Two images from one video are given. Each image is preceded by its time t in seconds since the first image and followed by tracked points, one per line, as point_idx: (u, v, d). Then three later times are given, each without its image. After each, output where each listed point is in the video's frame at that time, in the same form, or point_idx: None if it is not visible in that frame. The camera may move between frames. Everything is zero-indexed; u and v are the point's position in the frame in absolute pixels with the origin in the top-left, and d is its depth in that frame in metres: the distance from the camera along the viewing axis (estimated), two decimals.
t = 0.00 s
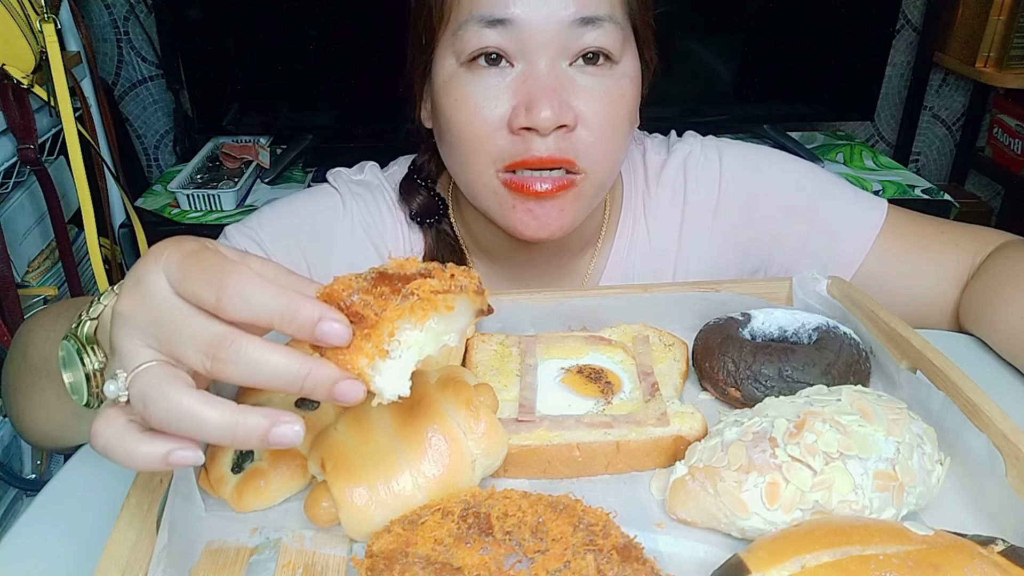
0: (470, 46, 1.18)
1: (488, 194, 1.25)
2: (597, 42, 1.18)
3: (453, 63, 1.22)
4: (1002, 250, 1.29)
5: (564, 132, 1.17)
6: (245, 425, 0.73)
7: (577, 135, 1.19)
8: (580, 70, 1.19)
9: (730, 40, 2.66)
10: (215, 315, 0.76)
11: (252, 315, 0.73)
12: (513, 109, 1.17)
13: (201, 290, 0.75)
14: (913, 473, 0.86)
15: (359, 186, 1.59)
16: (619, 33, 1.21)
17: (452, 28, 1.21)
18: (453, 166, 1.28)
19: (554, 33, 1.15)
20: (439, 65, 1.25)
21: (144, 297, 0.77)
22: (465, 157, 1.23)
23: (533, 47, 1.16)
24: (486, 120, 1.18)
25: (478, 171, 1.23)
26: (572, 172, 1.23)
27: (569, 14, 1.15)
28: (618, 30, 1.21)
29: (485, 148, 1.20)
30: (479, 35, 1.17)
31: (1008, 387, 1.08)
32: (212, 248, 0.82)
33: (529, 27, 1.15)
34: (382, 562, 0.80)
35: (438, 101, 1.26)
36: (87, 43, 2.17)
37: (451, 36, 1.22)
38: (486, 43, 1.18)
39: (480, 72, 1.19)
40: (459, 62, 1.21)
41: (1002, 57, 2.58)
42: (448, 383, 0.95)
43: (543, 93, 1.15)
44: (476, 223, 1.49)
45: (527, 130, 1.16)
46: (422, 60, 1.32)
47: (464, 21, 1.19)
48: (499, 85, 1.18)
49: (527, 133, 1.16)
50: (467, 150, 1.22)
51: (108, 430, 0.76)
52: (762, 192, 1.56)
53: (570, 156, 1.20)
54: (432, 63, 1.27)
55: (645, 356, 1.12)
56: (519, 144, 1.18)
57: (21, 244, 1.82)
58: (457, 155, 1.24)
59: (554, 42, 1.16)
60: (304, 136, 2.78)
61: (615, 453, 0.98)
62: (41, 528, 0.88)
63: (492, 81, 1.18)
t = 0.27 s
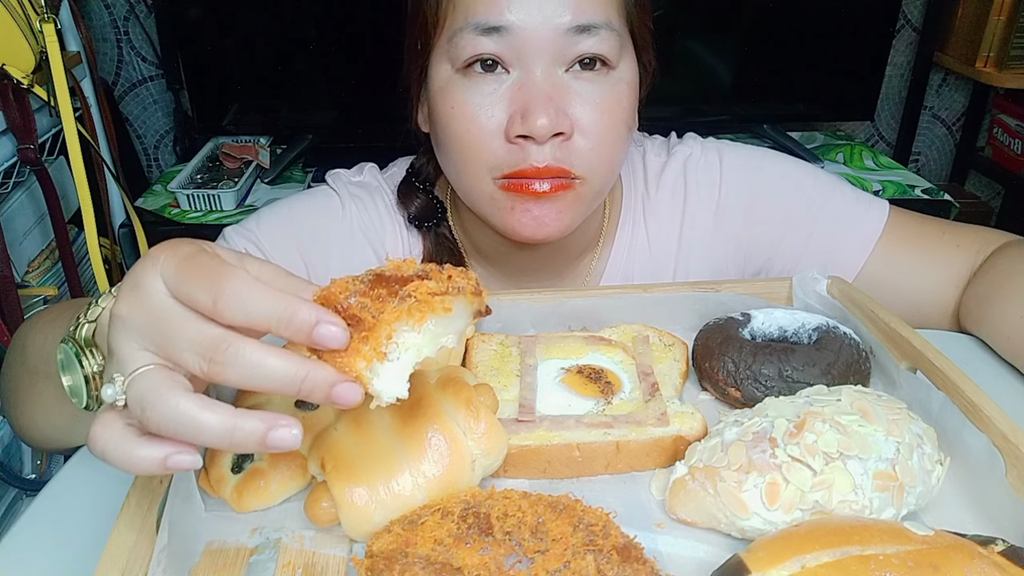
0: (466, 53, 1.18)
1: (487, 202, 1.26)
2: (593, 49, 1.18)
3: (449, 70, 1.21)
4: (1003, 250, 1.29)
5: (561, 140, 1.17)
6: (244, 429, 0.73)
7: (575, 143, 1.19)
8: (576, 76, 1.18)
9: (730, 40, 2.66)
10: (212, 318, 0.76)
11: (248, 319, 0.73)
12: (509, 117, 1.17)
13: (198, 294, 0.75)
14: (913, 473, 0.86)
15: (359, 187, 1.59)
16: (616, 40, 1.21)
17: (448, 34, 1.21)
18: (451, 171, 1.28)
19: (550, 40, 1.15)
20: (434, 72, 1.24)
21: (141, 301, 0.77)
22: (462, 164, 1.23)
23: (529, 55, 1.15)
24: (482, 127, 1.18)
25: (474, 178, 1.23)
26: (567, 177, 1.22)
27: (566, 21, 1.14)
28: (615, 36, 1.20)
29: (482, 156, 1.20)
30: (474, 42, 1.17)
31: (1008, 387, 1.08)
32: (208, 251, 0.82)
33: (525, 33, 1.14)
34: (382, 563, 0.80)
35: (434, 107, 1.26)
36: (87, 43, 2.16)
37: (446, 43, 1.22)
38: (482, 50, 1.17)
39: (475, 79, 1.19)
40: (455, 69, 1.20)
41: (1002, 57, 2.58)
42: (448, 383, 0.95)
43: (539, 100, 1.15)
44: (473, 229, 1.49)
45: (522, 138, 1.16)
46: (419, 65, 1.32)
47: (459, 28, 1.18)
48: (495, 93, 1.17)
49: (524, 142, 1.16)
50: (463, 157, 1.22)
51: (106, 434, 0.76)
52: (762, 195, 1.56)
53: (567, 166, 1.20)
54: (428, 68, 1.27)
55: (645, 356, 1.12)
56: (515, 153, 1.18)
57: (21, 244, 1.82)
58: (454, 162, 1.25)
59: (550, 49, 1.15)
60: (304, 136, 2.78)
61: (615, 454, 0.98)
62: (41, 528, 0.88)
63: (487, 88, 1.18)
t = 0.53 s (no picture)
0: (463, 53, 1.18)
1: (485, 202, 1.27)
2: (593, 51, 1.17)
3: (447, 69, 1.21)
4: (1003, 251, 1.30)
5: (558, 139, 1.18)
6: (244, 434, 0.73)
7: (570, 143, 1.19)
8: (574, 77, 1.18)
9: (730, 40, 2.66)
10: (211, 323, 0.75)
11: (248, 324, 0.73)
12: (507, 117, 1.17)
13: (198, 299, 0.75)
14: (913, 473, 0.86)
15: (359, 187, 1.59)
16: (615, 39, 1.20)
17: (446, 34, 1.21)
18: (449, 170, 1.28)
19: (547, 40, 1.14)
20: (433, 71, 1.24)
21: (141, 306, 0.77)
22: (460, 162, 1.24)
23: (527, 55, 1.15)
24: (480, 128, 1.18)
25: (473, 176, 1.24)
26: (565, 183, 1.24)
27: (564, 22, 1.14)
28: (612, 37, 1.20)
29: (479, 156, 1.21)
30: (472, 43, 1.16)
31: (1008, 387, 1.08)
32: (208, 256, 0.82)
33: (522, 34, 1.14)
34: (382, 562, 0.80)
35: (432, 106, 1.25)
36: (87, 43, 2.17)
37: (445, 42, 1.21)
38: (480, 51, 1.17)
39: (473, 79, 1.19)
40: (453, 69, 1.20)
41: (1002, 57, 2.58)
42: (449, 383, 0.95)
43: (537, 101, 1.15)
44: (472, 228, 1.49)
45: (520, 138, 1.17)
46: (419, 62, 1.32)
47: (458, 28, 1.18)
48: (492, 93, 1.17)
49: (521, 141, 1.17)
50: (461, 155, 1.23)
51: (106, 438, 0.76)
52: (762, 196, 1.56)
53: (564, 164, 1.21)
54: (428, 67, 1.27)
55: (645, 356, 1.12)
56: (513, 153, 1.19)
57: (21, 244, 1.82)
58: (452, 160, 1.25)
59: (548, 49, 1.15)
60: (304, 136, 2.78)
61: (615, 454, 0.98)
62: (41, 528, 0.88)
63: (485, 88, 1.18)
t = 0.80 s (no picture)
0: (457, 47, 1.18)
1: (484, 194, 1.26)
2: (586, 46, 1.17)
3: (443, 63, 1.21)
4: (1002, 251, 1.30)
5: (549, 134, 1.17)
6: (243, 435, 0.73)
7: (563, 137, 1.19)
8: (568, 71, 1.18)
9: (730, 40, 2.66)
10: (212, 324, 0.75)
11: (249, 326, 0.74)
12: (500, 110, 1.17)
13: (198, 301, 0.75)
14: (913, 473, 0.86)
15: (359, 187, 1.59)
16: (609, 35, 1.20)
17: (442, 28, 1.21)
18: (446, 166, 1.29)
19: (540, 35, 1.14)
20: (429, 65, 1.24)
21: (140, 307, 0.77)
22: (456, 156, 1.24)
23: (520, 49, 1.15)
24: (474, 121, 1.19)
25: (468, 170, 1.24)
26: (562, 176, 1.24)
27: (557, 17, 1.14)
28: (607, 33, 1.19)
29: (474, 151, 1.21)
30: (466, 36, 1.16)
31: (1008, 387, 1.08)
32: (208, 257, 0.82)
33: (515, 28, 1.14)
34: (382, 562, 0.80)
35: (428, 101, 1.26)
36: (87, 43, 2.17)
37: (440, 37, 1.21)
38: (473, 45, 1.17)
39: (467, 73, 1.19)
40: (448, 63, 1.20)
41: (1002, 57, 2.58)
42: (448, 383, 0.95)
43: (529, 94, 1.15)
44: (471, 227, 1.49)
45: (512, 131, 1.16)
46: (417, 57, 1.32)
47: (453, 22, 1.18)
48: (486, 87, 1.17)
49: (513, 135, 1.17)
50: (457, 149, 1.23)
51: (105, 439, 0.76)
52: (761, 195, 1.56)
53: (557, 160, 1.21)
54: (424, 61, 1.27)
55: (645, 356, 1.12)
56: (508, 147, 1.18)
57: (21, 244, 1.82)
58: (448, 154, 1.25)
59: (541, 43, 1.15)
60: (304, 136, 2.78)
61: (615, 454, 0.98)
62: (41, 528, 0.88)
63: (478, 81, 1.18)
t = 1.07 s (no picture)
0: (458, 44, 1.18)
1: (486, 194, 1.26)
2: (586, 41, 1.17)
3: (444, 60, 1.21)
4: (1003, 251, 1.30)
5: (551, 127, 1.17)
6: (255, 390, 0.72)
7: (564, 130, 1.18)
8: (569, 67, 1.18)
9: (730, 40, 2.66)
10: (226, 288, 0.76)
11: (264, 287, 0.74)
12: (501, 105, 1.17)
13: (214, 264, 0.76)
14: (913, 473, 0.86)
15: (359, 186, 1.59)
16: (609, 31, 1.20)
17: (442, 26, 1.21)
18: (448, 164, 1.28)
19: (540, 31, 1.15)
20: (430, 62, 1.24)
21: (155, 275, 0.77)
22: (458, 152, 1.23)
23: (520, 46, 1.15)
24: (476, 117, 1.19)
25: (470, 168, 1.24)
26: (560, 165, 1.22)
27: (557, 13, 1.15)
28: (607, 28, 1.20)
29: (475, 145, 1.20)
30: (466, 34, 1.17)
31: (1008, 386, 1.08)
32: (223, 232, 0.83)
33: (515, 25, 1.14)
34: (382, 562, 0.80)
35: (429, 99, 1.26)
36: (87, 43, 2.17)
37: (440, 34, 1.21)
38: (474, 42, 1.17)
39: (468, 70, 1.19)
40: (449, 59, 1.21)
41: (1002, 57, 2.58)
42: (448, 381, 0.95)
43: (530, 90, 1.15)
44: (472, 225, 1.49)
45: (514, 126, 1.16)
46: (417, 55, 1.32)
47: (454, 19, 1.18)
48: (487, 83, 1.18)
49: (515, 129, 1.17)
50: (460, 146, 1.22)
51: (110, 402, 0.74)
52: (761, 194, 1.56)
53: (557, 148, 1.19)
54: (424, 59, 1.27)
55: (645, 356, 1.12)
56: (510, 140, 1.18)
57: (21, 244, 1.82)
58: (450, 150, 1.25)
59: (542, 40, 1.15)
60: (304, 135, 2.78)
61: (615, 454, 0.98)
62: (42, 527, 0.88)
63: (480, 78, 1.18)
